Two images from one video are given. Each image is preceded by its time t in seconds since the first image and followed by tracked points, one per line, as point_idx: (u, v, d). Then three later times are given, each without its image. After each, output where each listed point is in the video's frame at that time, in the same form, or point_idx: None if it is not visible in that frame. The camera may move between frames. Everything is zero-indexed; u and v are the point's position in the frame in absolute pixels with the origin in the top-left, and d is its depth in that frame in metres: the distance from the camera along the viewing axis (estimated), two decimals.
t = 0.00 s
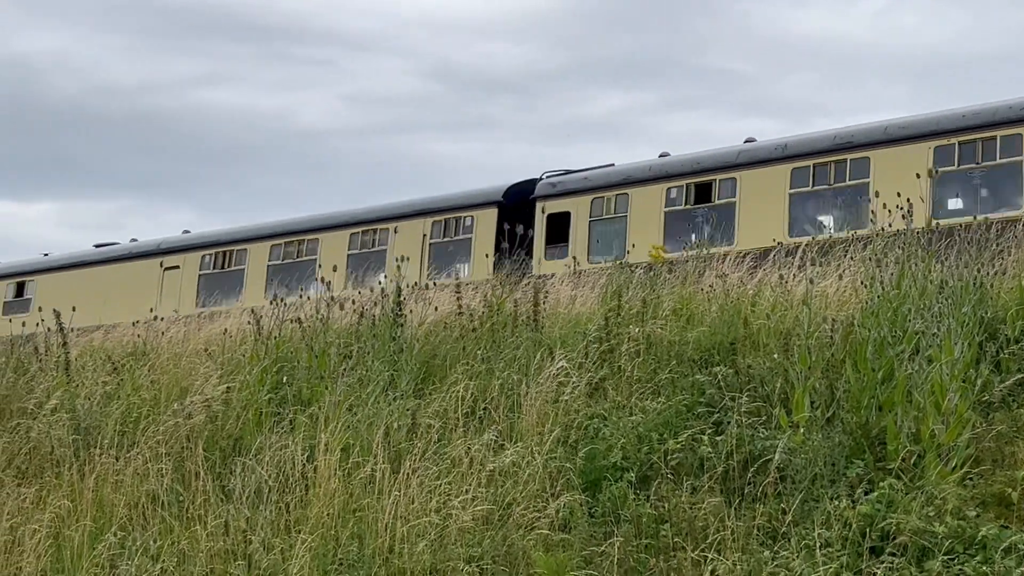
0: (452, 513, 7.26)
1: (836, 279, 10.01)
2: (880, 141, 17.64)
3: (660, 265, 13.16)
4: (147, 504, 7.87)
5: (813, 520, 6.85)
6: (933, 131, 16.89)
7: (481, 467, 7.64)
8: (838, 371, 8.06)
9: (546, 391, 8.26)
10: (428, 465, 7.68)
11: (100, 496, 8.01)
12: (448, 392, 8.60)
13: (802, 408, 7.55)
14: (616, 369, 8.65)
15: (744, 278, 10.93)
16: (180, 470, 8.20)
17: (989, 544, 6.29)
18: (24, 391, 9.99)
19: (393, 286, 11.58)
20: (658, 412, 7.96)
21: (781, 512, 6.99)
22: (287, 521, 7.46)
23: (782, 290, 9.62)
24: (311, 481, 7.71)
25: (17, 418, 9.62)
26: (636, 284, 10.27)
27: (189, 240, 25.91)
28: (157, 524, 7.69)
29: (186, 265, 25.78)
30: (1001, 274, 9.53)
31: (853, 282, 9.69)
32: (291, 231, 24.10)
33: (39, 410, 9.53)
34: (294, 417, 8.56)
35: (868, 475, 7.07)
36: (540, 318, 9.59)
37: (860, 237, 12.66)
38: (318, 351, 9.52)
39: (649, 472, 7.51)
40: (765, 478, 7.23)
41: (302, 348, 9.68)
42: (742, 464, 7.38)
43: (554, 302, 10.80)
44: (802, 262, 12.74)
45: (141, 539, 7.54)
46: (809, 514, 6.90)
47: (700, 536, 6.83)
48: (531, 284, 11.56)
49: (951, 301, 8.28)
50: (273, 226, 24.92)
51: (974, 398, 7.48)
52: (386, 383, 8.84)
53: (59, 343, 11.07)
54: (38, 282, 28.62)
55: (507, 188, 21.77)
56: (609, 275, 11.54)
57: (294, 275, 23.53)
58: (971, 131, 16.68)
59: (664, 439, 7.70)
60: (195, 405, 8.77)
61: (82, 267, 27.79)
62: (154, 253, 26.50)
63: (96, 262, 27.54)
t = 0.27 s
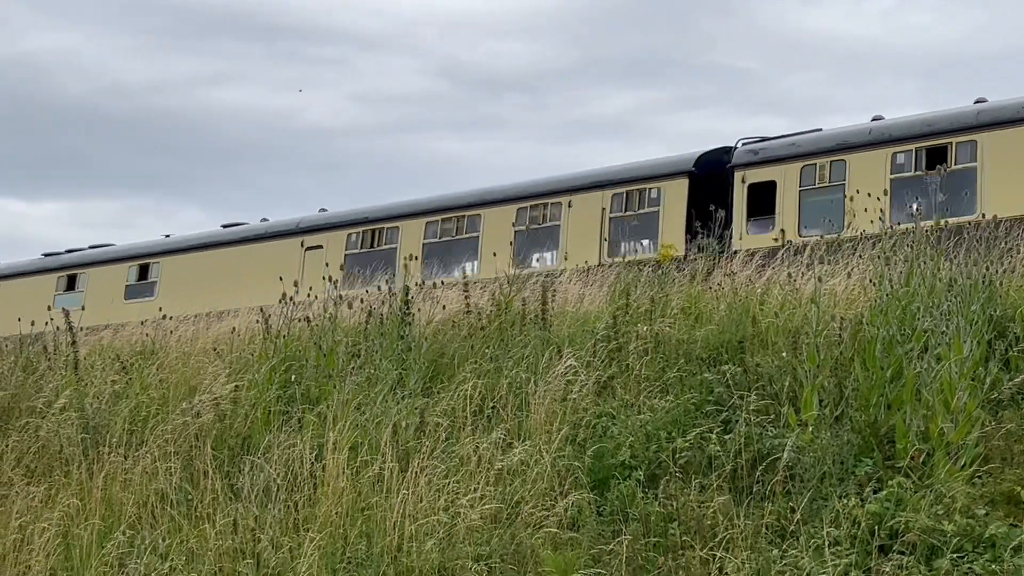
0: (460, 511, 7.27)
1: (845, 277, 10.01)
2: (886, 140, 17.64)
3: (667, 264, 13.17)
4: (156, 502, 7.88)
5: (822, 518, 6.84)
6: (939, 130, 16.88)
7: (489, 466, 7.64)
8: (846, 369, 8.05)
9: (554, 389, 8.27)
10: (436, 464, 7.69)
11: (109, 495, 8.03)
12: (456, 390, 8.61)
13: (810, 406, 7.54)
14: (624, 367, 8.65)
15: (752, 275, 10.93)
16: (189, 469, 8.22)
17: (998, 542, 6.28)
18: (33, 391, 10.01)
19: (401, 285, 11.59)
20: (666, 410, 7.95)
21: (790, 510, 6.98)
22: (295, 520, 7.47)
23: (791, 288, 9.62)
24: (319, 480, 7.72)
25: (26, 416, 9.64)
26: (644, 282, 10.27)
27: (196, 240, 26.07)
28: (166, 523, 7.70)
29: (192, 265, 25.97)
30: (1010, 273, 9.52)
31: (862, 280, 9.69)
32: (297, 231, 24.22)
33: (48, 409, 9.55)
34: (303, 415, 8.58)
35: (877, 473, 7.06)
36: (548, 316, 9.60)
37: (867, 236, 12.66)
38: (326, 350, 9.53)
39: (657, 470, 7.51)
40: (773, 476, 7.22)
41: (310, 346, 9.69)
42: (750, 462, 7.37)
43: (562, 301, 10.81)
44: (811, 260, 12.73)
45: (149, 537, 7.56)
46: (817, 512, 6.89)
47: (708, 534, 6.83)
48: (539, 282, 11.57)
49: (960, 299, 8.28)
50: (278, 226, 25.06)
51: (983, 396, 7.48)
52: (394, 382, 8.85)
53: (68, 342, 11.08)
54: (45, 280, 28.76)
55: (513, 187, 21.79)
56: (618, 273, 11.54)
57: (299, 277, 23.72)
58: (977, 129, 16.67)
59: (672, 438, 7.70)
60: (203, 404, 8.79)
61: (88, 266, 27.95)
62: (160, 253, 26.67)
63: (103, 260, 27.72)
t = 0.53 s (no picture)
0: (469, 510, 7.27)
1: (853, 276, 10.00)
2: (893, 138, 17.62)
3: (675, 263, 13.16)
4: (165, 501, 7.89)
5: (831, 517, 6.83)
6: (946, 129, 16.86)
7: (497, 465, 7.64)
8: (855, 368, 8.04)
9: (563, 388, 8.27)
10: (445, 463, 7.69)
11: (118, 494, 8.04)
12: (465, 390, 8.62)
13: (819, 405, 7.53)
14: (632, 366, 8.65)
15: (761, 275, 10.93)
16: (197, 468, 8.23)
17: (1009, 541, 6.26)
18: (43, 389, 10.02)
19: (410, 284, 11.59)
20: (674, 409, 7.95)
21: (798, 509, 6.98)
22: (304, 519, 7.48)
23: (800, 286, 9.60)
24: (327, 479, 7.73)
25: (35, 415, 9.66)
26: (653, 281, 10.27)
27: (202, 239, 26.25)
28: (175, 522, 7.71)
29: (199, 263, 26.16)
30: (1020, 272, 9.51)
31: (870, 279, 9.68)
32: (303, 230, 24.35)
33: (58, 408, 9.57)
34: (312, 414, 8.59)
35: (886, 472, 7.05)
36: (556, 315, 9.60)
37: (876, 235, 12.65)
38: (334, 349, 9.53)
39: (665, 469, 7.50)
40: (782, 475, 7.22)
41: (318, 345, 9.70)
42: (759, 461, 7.36)
43: (570, 300, 10.81)
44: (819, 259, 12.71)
45: (158, 536, 7.56)
46: (826, 511, 6.88)
47: (717, 533, 6.83)
48: (548, 282, 11.58)
49: (969, 298, 8.27)
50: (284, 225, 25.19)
51: (992, 395, 7.46)
52: (402, 381, 8.86)
53: (77, 340, 11.10)
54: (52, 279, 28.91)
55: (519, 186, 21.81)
56: (626, 272, 11.54)
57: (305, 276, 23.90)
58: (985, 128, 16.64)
59: (681, 437, 7.69)
60: (212, 403, 8.80)
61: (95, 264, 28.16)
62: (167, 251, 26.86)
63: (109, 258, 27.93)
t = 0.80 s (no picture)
0: (477, 510, 7.27)
1: (862, 276, 10.00)
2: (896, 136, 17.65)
3: (683, 263, 13.16)
4: (173, 501, 7.91)
5: (839, 517, 6.83)
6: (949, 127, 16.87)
7: (505, 464, 7.65)
8: (864, 367, 8.03)
9: (571, 388, 8.28)
10: (453, 462, 7.70)
11: (126, 494, 8.06)
12: (473, 389, 8.63)
13: (828, 404, 7.52)
14: (640, 366, 8.65)
15: (769, 274, 10.93)
16: (205, 468, 8.25)
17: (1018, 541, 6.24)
18: (52, 389, 10.05)
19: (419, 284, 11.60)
20: (683, 408, 7.94)
21: (807, 508, 6.97)
22: (312, 518, 7.49)
23: (808, 286, 9.59)
24: (336, 478, 7.74)
25: (44, 415, 9.68)
26: (661, 281, 10.26)
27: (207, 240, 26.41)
28: (183, 521, 7.73)
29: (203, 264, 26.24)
30: None
31: (879, 279, 9.68)
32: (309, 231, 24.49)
33: (66, 408, 9.59)
34: (320, 414, 8.60)
35: (894, 472, 7.04)
36: (564, 314, 9.60)
37: (885, 235, 12.64)
38: (342, 348, 9.55)
39: (674, 469, 7.50)
40: (791, 475, 7.22)
41: (326, 345, 9.72)
42: (767, 460, 7.36)
43: (578, 299, 10.82)
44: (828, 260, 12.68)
45: (167, 536, 7.57)
46: (835, 511, 6.88)
47: (725, 533, 6.83)
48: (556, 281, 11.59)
49: (978, 297, 8.26)
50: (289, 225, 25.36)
51: (1002, 394, 7.45)
52: (410, 381, 8.86)
53: (85, 340, 11.12)
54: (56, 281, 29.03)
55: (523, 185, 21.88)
56: (634, 272, 11.55)
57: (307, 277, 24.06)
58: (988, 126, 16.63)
59: (689, 436, 7.69)
60: (220, 402, 8.82)
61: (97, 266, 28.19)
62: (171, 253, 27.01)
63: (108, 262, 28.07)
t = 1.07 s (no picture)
0: (486, 510, 7.27)
1: (871, 276, 10.01)
2: (896, 138, 17.92)
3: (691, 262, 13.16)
4: (182, 501, 7.93)
5: (848, 517, 6.82)
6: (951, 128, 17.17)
7: (514, 465, 7.65)
8: (873, 367, 8.02)
9: (580, 388, 8.28)
10: (461, 462, 7.70)
11: (135, 494, 8.08)
12: (481, 389, 8.64)
13: (836, 404, 7.51)
14: (649, 366, 8.64)
15: (778, 274, 10.93)
16: (214, 468, 8.26)
17: None
18: (60, 389, 10.06)
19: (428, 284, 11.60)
20: (691, 409, 7.94)
21: (816, 509, 6.96)
22: (321, 519, 7.49)
23: (817, 286, 9.59)
24: (344, 478, 7.75)
25: (54, 415, 9.71)
26: (670, 281, 10.26)
27: (189, 246, 26.67)
28: (192, 521, 7.75)
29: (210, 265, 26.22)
30: None
31: (888, 279, 9.68)
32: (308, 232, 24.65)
33: (75, 408, 9.61)
34: (329, 414, 8.62)
35: (904, 472, 7.03)
36: (573, 314, 9.60)
37: (894, 235, 12.65)
38: (351, 348, 9.56)
39: (682, 469, 7.50)
40: (799, 475, 7.21)
41: (335, 345, 9.73)
42: (776, 461, 7.35)
43: (587, 300, 10.83)
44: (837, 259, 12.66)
45: (176, 536, 7.59)
46: (844, 511, 6.87)
47: (734, 533, 6.82)
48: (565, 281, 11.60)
49: (988, 296, 8.26)
50: (282, 230, 25.61)
51: (1011, 394, 7.45)
52: (419, 381, 8.87)
53: (94, 341, 11.14)
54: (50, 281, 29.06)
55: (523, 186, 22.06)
56: (642, 272, 11.55)
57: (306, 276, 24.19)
58: (989, 127, 16.96)
59: (698, 437, 7.68)
60: (228, 403, 8.83)
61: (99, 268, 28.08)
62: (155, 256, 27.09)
63: (86, 268, 28.08)
